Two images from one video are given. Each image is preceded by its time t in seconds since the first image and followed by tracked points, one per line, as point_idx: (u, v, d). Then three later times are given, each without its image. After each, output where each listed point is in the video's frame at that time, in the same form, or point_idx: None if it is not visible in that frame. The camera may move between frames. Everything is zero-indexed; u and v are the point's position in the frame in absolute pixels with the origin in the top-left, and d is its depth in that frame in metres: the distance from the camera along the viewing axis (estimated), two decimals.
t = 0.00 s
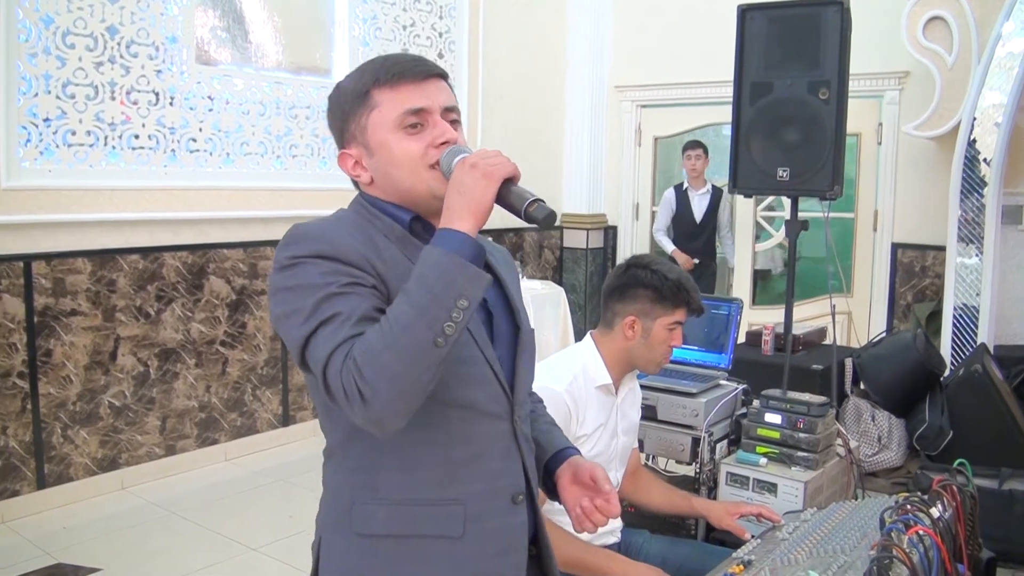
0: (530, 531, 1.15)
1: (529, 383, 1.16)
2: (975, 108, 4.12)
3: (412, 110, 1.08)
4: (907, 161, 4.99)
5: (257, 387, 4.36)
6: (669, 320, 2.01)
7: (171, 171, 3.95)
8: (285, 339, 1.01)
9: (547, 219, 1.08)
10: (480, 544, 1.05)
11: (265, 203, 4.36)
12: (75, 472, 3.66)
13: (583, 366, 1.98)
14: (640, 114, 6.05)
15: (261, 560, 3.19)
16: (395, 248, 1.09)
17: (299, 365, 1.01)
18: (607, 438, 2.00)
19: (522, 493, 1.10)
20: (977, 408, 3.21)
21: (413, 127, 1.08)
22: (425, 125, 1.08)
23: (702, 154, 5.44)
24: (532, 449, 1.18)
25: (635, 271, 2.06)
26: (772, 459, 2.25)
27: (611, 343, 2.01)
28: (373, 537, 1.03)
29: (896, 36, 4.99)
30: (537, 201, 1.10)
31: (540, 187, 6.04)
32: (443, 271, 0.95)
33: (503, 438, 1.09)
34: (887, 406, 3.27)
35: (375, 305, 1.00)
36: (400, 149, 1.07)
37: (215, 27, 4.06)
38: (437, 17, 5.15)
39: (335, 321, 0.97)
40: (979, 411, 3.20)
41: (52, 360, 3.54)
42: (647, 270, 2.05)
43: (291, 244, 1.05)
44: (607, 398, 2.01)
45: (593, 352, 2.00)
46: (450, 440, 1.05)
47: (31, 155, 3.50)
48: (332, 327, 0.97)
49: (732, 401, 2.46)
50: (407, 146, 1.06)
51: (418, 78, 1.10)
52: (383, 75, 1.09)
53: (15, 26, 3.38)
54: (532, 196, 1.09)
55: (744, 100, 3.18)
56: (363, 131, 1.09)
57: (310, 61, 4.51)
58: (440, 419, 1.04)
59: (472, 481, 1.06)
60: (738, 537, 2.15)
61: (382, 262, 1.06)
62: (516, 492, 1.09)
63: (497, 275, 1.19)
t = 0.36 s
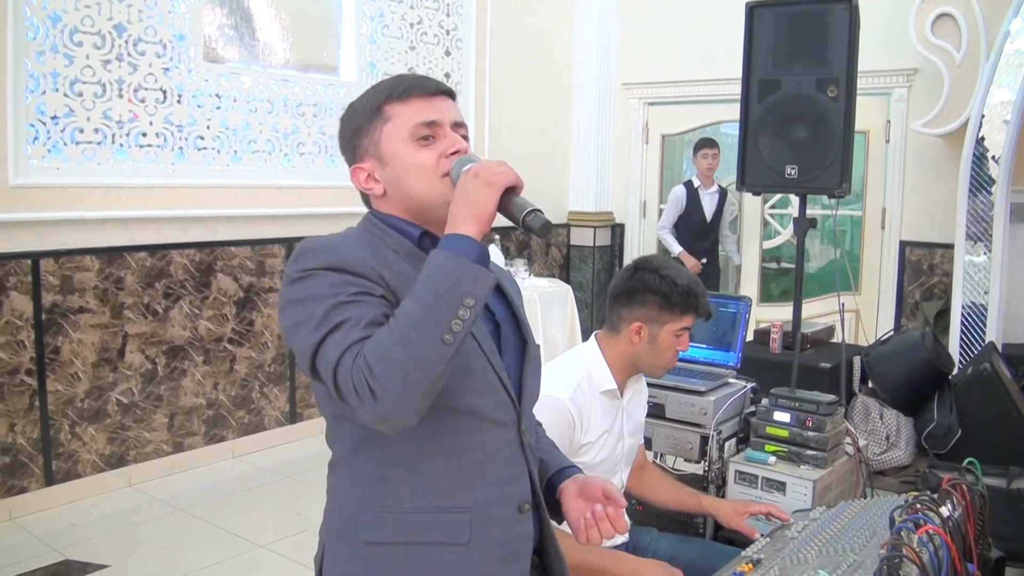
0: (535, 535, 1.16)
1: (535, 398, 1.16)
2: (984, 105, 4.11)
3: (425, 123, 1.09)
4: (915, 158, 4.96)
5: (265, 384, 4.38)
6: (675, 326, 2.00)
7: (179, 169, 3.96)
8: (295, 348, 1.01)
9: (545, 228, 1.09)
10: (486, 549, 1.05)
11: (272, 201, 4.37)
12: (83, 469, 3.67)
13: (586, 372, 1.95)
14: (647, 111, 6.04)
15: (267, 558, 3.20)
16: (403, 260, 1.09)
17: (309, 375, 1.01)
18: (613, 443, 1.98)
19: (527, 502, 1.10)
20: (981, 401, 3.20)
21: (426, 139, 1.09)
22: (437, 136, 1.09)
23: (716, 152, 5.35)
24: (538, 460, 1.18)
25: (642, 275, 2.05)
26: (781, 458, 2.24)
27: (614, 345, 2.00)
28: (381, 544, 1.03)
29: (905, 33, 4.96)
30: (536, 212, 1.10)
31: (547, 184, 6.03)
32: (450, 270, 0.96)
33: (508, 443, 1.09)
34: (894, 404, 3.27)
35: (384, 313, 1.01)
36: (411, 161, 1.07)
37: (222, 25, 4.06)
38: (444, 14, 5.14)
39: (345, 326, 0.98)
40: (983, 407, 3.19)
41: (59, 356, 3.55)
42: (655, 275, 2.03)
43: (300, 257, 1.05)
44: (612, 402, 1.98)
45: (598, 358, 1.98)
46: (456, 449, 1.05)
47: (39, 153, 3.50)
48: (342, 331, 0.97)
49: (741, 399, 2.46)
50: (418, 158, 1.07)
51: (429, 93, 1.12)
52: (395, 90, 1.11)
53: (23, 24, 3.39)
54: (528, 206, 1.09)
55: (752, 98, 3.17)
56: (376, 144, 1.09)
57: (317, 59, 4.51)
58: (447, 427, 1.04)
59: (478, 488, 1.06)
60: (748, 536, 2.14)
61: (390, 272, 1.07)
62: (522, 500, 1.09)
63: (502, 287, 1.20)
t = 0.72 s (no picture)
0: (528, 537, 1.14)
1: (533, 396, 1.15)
2: (992, 104, 4.09)
3: (422, 114, 1.09)
4: (924, 156, 4.93)
5: (271, 380, 4.39)
6: (674, 330, 1.95)
7: (186, 165, 3.97)
8: (289, 344, 1.03)
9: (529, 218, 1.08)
10: (476, 547, 1.05)
11: (279, 197, 4.37)
12: (89, 464, 3.68)
13: (586, 376, 1.96)
14: (654, 109, 6.02)
15: (272, 554, 3.20)
16: (398, 255, 1.10)
17: (303, 370, 1.03)
18: (616, 446, 1.98)
19: (521, 500, 1.09)
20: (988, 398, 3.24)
21: (423, 130, 1.09)
22: (433, 126, 1.09)
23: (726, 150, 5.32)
24: (536, 462, 1.17)
25: (641, 279, 2.00)
26: (788, 457, 2.24)
27: (613, 347, 1.98)
28: (375, 537, 1.03)
29: (914, 31, 4.94)
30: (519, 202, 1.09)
31: (554, 182, 6.02)
32: (432, 266, 0.96)
33: (503, 442, 1.08)
34: (901, 403, 3.25)
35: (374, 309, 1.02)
36: (406, 152, 1.07)
37: (229, 21, 4.07)
38: (452, 11, 5.14)
39: (333, 323, 0.99)
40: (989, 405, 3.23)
41: (66, 352, 3.56)
42: (654, 279, 1.98)
43: (296, 254, 1.07)
44: (613, 406, 1.99)
45: (597, 361, 1.98)
46: (447, 447, 1.05)
47: (46, 149, 3.51)
48: (330, 328, 0.98)
49: (748, 398, 2.45)
50: (414, 149, 1.07)
51: (426, 85, 1.12)
52: (393, 82, 1.11)
53: (31, 20, 3.40)
54: (511, 198, 1.08)
55: (760, 97, 3.16)
56: (374, 137, 1.10)
57: (325, 56, 4.51)
58: (437, 425, 1.05)
59: (469, 486, 1.05)
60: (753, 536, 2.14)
61: (385, 268, 1.07)
62: (515, 500, 1.09)
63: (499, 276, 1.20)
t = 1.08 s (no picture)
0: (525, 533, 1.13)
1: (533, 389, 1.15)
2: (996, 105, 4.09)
3: (429, 109, 1.09)
4: (927, 157, 4.93)
5: (274, 378, 4.39)
6: (673, 330, 1.94)
7: (189, 163, 3.98)
8: (290, 334, 1.03)
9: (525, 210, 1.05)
10: (473, 539, 1.05)
11: (283, 196, 4.38)
12: (92, 461, 3.69)
13: (587, 376, 1.96)
14: (658, 109, 6.02)
15: (273, 552, 3.20)
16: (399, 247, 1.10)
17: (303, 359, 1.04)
18: (617, 446, 1.98)
19: (520, 493, 1.10)
20: (991, 404, 3.14)
21: (429, 125, 1.08)
22: (440, 122, 1.09)
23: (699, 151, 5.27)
24: (536, 455, 1.18)
25: (642, 279, 2.00)
26: (790, 458, 2.24)
27: (614, 348, 1.98)
28: (374, 527, 1.03)
29: (919, 33, 4.93)
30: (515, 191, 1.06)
31: (557, 182, 6.02)
32: (428, 260, 0.96)
33: (502, 434, 1.08)
34: (904, 404, 3.27)
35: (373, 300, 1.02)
36: (411, 145, 1.07)
37: (234, 20, 4.08)
38: (456, 11, 5.14)
39: (332, 313, 0.99)
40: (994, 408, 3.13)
41: (70, 349, 3.57)
42: (654, 277, 1.99)
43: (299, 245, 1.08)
44: (614, 406, 1.99)
45: (597, 360, 1.98)
46: (446, 439, 1.05)
47: (51, 147, 3.52)
48: (328, 318, 0.99)
49: (750, 398, 2.45)
50: (419, 143, 1.07)
51: (435, 78, 1.12)
52: (402, 75, 1.11)
53: (36, 18, 3.40)
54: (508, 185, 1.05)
55: (764, 97, 3.16)
56: (380, 128, 1.10)
57: (329, 54, 4.51)
58: (437, 417, 1.05)
59: (468, 479, 1.06)
60: (755, 535, 2.14)
61: (385, 259, 1.07)
62: (513, 492, 1.09)
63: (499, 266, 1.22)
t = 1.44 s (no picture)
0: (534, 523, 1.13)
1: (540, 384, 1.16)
2: (998, 104, 4.08)
3: (450, 112, 1.08)
4: (929, 154, 4.92)
5: (274, 373, 4.39)
6: (666, 322, 1.93)
7: (191, 158, 3.97)
8: (300, 330, 1.04)
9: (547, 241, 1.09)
10: (484, 530, 1.06)
11: (284, 190, 4.37)
12: (92, 455, 3.69)
13: (591, 369, 1.96)
14: (660, 106, 6.01)
15: (273, 546, 3.21)
16: (409, 245, 1.10)
17: (312, 355, 1.04)
18: (619, 440, 1.98)
19: (527, 486, 1.10)
20: (991, 398, 3.19)
21: (449, 128, 1.08)
22: (459, 125, 1.09)
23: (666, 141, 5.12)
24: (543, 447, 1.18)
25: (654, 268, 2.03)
26: (790, 455, 2.24)
27: (615, 339, 1.99)
28: (384, 518, 1.04)
29: (921, 32, 4.92)
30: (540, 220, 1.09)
31: (558, 178, 6.01)
32: (445, 274, 0.96)
33: (511, 428, 1.09)
34: (904, 402, 3.26)
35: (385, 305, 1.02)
36: (432, 149, 1.08)
37: (236, 14, 4.07)
38: (458, 6, 5.13)
39: (343, 316, 1.00)
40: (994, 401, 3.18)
41: (71, 342, 3.58)
42: (666, 270, 2.00)
43: (311, 239, 1.07)
44: (617, 400, 1.99)
45: (602, 352, 1.98)
46: (453, 431, 1.05)
47: (52, 140, 3.52)
48: (339, 321, 1.00)
49: (750, 395, 2.45)
50: (439, 148, 1.08)
51: (458, 78, 1.11)
52: (424, 73, 1.10)
53: (38, 10, 3.40)
54: (536, 215, 1.09)
55: (766, 94, 3.15)
56: (398, 123, 1.10)
57: (331, 49, 4.51)
58: (444, 410, 1.05)
59: (475, 472, 1.06)
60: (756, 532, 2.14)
61: (396, 259, 1.07)
62: (521, 486, 1.09)
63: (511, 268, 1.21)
